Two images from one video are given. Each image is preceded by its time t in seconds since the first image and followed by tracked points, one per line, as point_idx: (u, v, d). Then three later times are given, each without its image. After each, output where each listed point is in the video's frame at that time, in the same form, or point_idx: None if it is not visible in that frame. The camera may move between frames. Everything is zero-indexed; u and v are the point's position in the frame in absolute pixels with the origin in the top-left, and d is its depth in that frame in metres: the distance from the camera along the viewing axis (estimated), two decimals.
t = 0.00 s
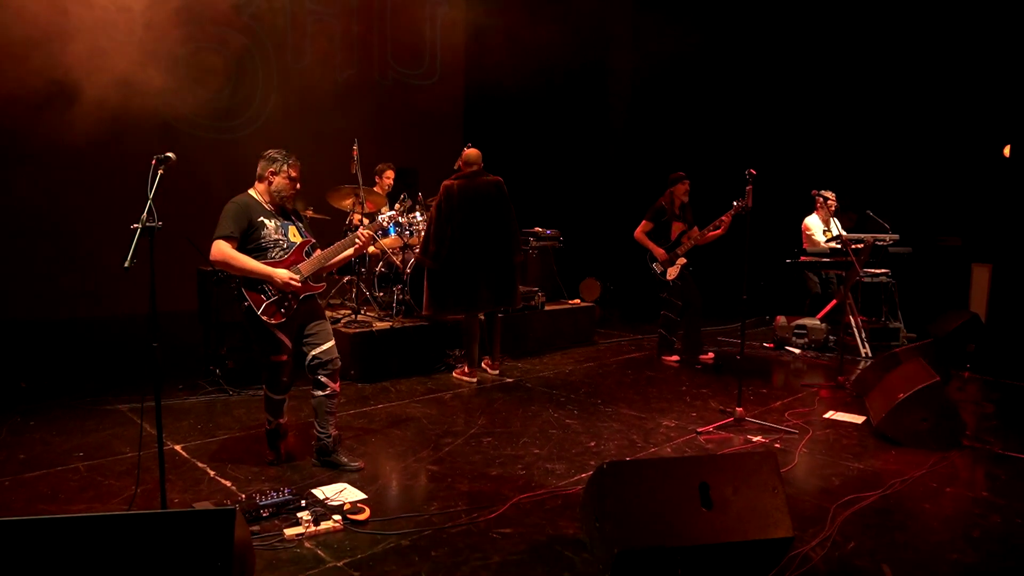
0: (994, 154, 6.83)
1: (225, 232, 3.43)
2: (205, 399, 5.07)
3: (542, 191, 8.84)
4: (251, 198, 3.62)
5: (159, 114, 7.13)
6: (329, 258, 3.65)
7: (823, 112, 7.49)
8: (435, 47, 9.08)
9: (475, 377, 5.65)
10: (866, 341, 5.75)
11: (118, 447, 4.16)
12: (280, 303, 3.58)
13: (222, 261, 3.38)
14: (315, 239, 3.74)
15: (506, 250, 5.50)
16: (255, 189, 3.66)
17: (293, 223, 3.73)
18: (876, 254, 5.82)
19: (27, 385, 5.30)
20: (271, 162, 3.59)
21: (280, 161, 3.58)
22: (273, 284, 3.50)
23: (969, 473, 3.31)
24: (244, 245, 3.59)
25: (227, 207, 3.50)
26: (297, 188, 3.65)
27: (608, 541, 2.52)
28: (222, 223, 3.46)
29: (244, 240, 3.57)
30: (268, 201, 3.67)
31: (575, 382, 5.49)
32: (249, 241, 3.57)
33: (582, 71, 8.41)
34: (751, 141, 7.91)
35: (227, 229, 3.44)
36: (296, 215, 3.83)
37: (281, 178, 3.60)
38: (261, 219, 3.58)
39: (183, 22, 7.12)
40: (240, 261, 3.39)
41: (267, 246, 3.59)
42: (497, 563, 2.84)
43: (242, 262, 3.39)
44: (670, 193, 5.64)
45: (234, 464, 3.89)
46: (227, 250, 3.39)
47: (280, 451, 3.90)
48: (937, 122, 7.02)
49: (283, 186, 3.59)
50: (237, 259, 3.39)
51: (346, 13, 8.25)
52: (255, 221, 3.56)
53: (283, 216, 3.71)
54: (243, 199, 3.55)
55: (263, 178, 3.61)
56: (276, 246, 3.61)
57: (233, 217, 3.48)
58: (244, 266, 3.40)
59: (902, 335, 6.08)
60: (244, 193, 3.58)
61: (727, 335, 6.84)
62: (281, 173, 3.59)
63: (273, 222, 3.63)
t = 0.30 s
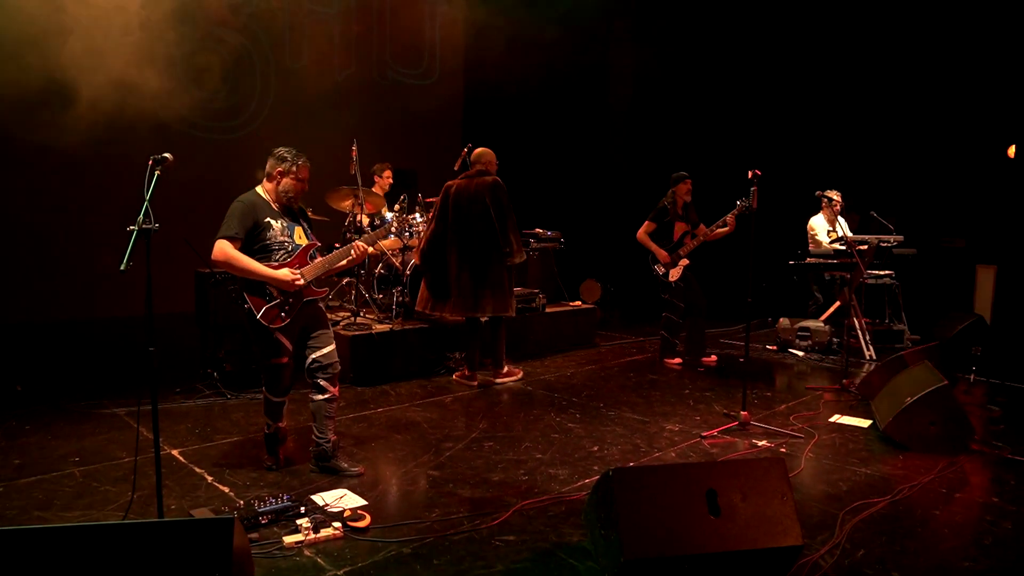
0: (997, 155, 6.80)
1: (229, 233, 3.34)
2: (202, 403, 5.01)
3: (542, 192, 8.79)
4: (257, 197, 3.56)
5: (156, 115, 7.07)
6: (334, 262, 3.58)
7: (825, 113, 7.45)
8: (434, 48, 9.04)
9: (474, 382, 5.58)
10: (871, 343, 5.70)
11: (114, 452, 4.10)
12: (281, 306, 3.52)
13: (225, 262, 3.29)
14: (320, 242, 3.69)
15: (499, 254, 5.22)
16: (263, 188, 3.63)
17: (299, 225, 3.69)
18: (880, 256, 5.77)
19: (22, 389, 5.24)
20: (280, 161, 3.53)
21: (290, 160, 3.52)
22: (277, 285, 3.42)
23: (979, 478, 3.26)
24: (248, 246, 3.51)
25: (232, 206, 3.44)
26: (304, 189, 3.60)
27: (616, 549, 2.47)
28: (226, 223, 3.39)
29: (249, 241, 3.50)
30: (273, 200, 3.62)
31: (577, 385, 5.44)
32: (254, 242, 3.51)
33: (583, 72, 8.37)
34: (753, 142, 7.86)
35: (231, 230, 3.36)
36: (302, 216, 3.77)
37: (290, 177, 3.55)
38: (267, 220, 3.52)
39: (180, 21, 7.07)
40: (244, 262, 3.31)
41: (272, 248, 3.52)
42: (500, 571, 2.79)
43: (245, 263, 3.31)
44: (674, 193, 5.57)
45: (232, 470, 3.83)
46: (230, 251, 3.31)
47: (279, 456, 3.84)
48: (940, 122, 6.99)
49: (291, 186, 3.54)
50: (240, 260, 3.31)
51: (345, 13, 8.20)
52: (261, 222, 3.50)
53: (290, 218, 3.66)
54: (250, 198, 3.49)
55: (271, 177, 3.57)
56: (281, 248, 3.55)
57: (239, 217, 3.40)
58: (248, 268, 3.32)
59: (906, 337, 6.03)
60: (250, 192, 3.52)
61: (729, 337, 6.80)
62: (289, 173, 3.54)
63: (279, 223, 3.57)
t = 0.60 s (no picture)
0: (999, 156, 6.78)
1: (242, 229, 3.34)
2: (201, 405, 4.98)
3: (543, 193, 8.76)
4: (274, 194, 3.55)
5: (155, 115, 7.03)
6: (346, 267, 3.56)
7: (827, 113, 7.42)
8: (435, 48, 9.01)
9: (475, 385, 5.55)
10: (874, 345, 5.67)
11: (112, 456, 4.06)
12: (286, 310, 3.48)
13: (235, 259, 3.28)
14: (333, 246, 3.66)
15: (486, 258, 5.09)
16: (281, 185, 3.60)
17: (313, 226, 3.67)
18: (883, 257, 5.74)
19: (19, 392, 5.20)
20: (302, 161, 3.52)
21: (312, 161, 3.51)
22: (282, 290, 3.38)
23: (987, 483, 3.23)
24: (261, 243, 3.50)
25: (250, 201, 3.43)
26: (322, 190, 3.60)
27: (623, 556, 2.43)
28: (241, 218, 3.38)
29: (262, 238, 3.48)
30: (290, 198, 3.60)
31: (579, 388, 5.41)
32: (267, 240, 3.49)
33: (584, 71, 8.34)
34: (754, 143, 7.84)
35: (244, 226, 3.35)
36: (318, 217, 3.76)
37: (309, 178, 3.54)
38: (282, 219, 3.51)
39: (179, 22, 7.03)
40: (254, 260, 3.29)
41: (284, 248, 3.50)
42: None
43: (255, 264, 3.29)
44: (677, 193, 5.54)
45: (232, 474, 3.79)
46: (242, 249, 3.29)
47: (278, 461, 3.80)
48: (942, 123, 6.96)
49: (309, 187, 3.53)
50: (250, 259, 3.29)
51: (346, 13, 8.17)
52: (276, 220, 3.49)
53: (304, 218, 3.65)
54: (266, 195, 3.47)
55: (290, 175, 3.55)
56: (293, 249, 3.52)
57: (254, 214, 3.39)
58: (258, 267, 3.30)
59: (910, 339, 6.00)
60: (268, 188, 3.51)
61: (731, 339, 6.77)
62: (309, 173, 3.53)
63: (294, 222, 3.56)
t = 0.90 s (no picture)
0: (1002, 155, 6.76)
1: (265, 226, 3.31)
2: (199, 407, 4.93)
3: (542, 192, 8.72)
4: (299, 192, 3.51)
5: (153, 114, 6.98)
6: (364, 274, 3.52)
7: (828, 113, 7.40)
8: (434, 47, 8.97)
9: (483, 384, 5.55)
10: (877, 346, 5.65)
11: (109, 459, 4.01)
12: (299, 311, 3.44)
13: (256, 255, 3.23)
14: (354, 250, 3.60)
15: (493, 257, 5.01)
16: (308, 183, 3.54)
17: (335, 228, 3.61)
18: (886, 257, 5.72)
19: (15, 393, 5.15)
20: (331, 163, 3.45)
21: (338, 164, 3.45)
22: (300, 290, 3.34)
23: (994, 486, 3.21)
24: (282, 241, 3.45)
25: (275, 198, 3.40)
26: (346, 193, 3.54)
27: (627, 563, 2.40)
28: (266, 215, 3.35)
29: (284, 236, 3.43)
30: (314, 198, 3.55)
31: (580, 390, 5.38)
32: (289, 239, 3.44)
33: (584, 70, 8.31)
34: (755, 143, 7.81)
35: (266, 223, 3.30)
36: (342, 218, 3.70)
37: (334, 179, 3.48)
38: (306, 218, 3.46)
39: (177, 20, 6.98)
40: (276, 259, 3.25)
41: (304, 248, 3.45)
42: None
43: (277, 263, 3.25)
44: (679, 193, 5.50)
45: (230, 477, 3.75)
46: (263, 247, 3.25)
47: (277, 462, 3.76)
48: (944, 123, 6.94)
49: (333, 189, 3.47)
50: (271, 257, 3.25)
51: (345, 12, 8.13)
52: (299, 219, 3.44)
53: (327, 219, 3.58)
54: (292, 193, 3.42)
55: (318, 175, 3.49)
56: (312, 250, 3.47)
57: (280, 211, 3.36)
58: (279, 266, 3.26)
59: (913, 340, 5.98)
60: (294, 186, 3.46)
61: (732, 340, 6.74)
62: (335, 176, 3.46)
63: (317, 223, 3.50)
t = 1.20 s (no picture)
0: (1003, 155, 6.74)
1: (279, 225, 3.26)
2: (196, 409, 4.88)
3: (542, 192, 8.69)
4: (314, 192, 3.46)
5: (150, 114, 6.93)
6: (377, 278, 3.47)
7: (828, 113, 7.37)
8: (432, 46, 8.92)
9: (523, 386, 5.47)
10: (879, 347, 5.63)
11: (105, 462, 3.96)
12: (310, 312, 3.38)
13: (270, 255, 3.19)
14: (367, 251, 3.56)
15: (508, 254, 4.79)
16: (322, 183, 3.49)
17: (349, 229, 3.56)
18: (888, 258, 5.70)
19: (9, 395, 5.09)
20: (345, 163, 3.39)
21: (352, 164, 3.37)
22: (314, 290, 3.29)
23: (1000, 488, 3.18)
24: (295, 242, 3.39)
25: (290, 198, 3.34)
26: (360, 194, 3.47)
27: (632, 567, 2.36)
28: (280, 214, 3.29)
29: (298, 236, 3.38)
30: (328, 198, 3.49)
31: (580, 391, 5.34)
32: (303, 239, 3.39)
33: (583, 70, 8.27)
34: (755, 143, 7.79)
35: (281, 223, 3.26)
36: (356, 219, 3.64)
37: (348, 179, 3.42)
38: (320, 219, 3.41)
39: (173, 18, 6.93)
40: (290, 258, 3.21)
41: (317, 249, 3.40)
42: None
43: (291, 262, 3.20)
44: (680, 193, 5.47)
45: (228, 480, 3.70)
46: (278, 246, 3.20)
47: (279, 462, 3.74)
48: (944, 123, 6.92)
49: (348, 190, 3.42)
50: (286, 256, 3.20)
51: (342, 11, 8.08)
52: (314, 220, 3.39)
53: (341, 220, 3.53)
54: (307, 193, 3.37)
55: (333, 175, 3.44)
56: (325, 250, 3.42)
57: (294, 211, 3.31)
58: (292, 266, 3.21)
59: (915, 341, 5.96)
60: (309, 186, 3.42)
61: (733, 341, 6.72)
62: (349, 175, 3.40)
63: (331, 224, 3.44)
